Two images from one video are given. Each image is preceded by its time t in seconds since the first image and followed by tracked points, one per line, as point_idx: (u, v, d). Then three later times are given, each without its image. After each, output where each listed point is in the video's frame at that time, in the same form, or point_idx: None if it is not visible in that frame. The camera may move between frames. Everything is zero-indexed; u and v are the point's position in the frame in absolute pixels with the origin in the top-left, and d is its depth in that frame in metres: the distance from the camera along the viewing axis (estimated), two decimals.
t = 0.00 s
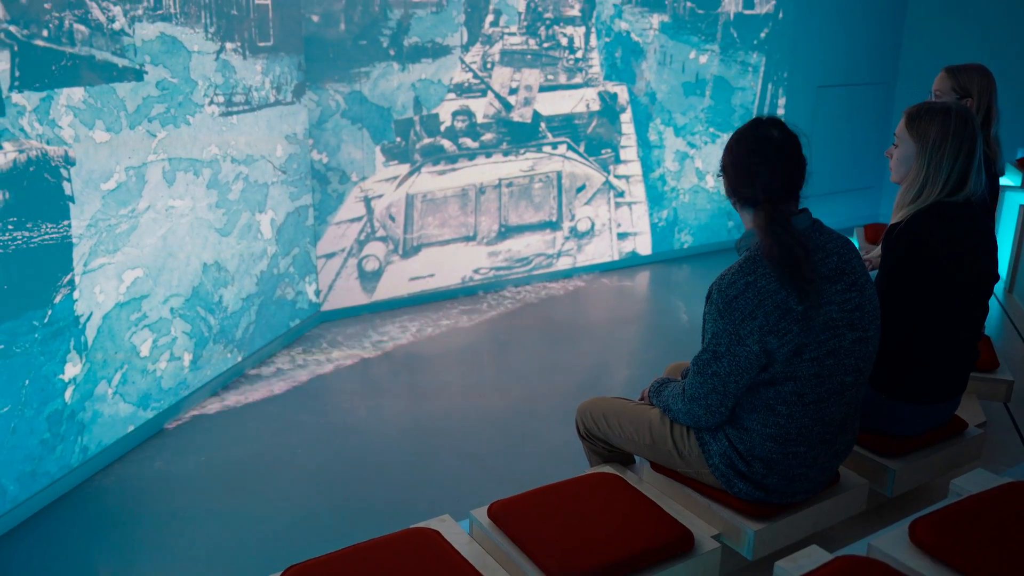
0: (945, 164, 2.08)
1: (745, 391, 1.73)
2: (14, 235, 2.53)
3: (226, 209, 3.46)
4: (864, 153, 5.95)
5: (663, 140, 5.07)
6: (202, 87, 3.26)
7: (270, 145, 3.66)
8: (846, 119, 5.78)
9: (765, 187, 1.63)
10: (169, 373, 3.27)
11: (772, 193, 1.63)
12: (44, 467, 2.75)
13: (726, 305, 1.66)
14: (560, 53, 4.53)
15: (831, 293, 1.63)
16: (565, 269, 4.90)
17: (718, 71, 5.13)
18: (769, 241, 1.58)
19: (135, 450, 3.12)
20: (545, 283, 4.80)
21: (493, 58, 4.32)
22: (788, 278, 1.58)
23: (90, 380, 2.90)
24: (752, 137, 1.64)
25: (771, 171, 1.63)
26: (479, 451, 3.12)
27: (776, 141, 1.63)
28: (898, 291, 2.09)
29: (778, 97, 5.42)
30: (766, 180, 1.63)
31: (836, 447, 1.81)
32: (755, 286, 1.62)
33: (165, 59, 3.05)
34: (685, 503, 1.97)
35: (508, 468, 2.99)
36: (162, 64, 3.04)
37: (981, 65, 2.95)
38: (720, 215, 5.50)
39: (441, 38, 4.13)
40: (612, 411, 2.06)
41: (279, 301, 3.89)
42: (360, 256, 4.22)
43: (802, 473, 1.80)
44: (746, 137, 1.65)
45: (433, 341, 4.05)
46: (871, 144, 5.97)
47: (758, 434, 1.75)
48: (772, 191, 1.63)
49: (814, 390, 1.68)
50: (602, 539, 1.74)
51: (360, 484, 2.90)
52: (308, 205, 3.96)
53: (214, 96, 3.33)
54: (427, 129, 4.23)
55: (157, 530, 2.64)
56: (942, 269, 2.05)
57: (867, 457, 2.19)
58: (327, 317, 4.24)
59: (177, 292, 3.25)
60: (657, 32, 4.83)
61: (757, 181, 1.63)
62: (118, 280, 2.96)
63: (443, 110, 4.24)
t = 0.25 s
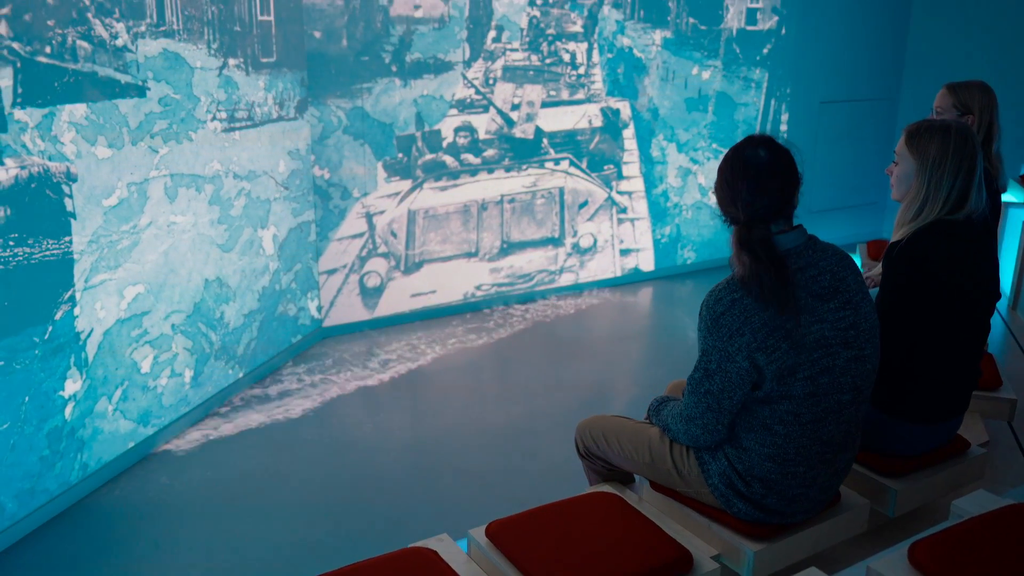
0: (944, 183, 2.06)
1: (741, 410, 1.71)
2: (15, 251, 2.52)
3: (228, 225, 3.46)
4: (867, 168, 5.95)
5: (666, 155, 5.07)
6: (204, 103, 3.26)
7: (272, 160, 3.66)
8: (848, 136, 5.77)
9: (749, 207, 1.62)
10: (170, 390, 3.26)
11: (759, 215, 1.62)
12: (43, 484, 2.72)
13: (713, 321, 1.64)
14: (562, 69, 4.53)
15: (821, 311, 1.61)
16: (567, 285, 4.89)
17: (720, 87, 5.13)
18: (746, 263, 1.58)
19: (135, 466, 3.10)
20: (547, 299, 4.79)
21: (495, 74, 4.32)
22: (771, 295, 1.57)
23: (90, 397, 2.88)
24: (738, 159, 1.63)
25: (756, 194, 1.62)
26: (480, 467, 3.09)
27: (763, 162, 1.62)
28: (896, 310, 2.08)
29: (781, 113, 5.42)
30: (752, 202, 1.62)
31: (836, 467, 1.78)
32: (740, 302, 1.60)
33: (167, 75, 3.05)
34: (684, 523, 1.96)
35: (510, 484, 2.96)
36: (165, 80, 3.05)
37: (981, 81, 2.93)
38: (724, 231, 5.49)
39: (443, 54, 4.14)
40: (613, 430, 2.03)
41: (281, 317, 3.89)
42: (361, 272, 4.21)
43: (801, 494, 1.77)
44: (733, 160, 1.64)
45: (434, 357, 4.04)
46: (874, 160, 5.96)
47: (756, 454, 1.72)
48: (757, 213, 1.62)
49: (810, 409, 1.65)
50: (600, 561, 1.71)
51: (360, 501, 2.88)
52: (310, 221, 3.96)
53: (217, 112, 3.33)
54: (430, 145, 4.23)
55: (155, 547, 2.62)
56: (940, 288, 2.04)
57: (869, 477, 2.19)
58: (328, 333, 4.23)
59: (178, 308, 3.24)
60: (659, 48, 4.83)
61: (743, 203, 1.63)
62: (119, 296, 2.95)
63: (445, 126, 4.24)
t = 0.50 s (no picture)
0: (948, 200, 2.05)
1: (745, 429, 1.69)
2: (20, 266, 2.53)
3: (233, 240, 3.46)
4: (873, 185, 5.94)
5: (671, 171, 5.07)
6: (210, 120, 3.28)
7: (277, 177, 3.68)
8: (853, 152, 5.77)
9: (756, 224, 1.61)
10: (174, 405, 3.25)
11: (763, 233, 1.60)
12: (46, 499, 2.72)
13: (721, 343, 1.62)
14: (567, 85, 4.55)
15: (827, 329, 1.59)
16: (572, 301, 4.88)
17: (726, 103, 5.13)
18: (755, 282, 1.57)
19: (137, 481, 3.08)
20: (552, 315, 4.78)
21: (500, 90, 4.34)
22: (779, 316, 1.55)
23: (94, 412, 2.87)
24: (744, 176, 1.61)
25: (760, 212, 1.59)
26: (483, 483, 3.07)
27: (767, 180, 1.60)
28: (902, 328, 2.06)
29: (787, 129, 5.42)
30: (756, 220, 1.60)
31: (841, 486, 1.75)
32: (748, 324, 1.59)
33: (173, 91, 3.07)
34: (687, 542, 1.94)
35: (513, 500, 2.94)
36: (171, 96, 3.06)
37: (987, 97, 2.92)
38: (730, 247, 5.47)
39: (448, 70, 4.15)
40: (616, 446, 2.01)
41: (286, 332, 3.89)
42: (365, 288, 4.22)
43: (806, 513, 1.74)
44: (736, 177, 1.62)
45: (437, 372, 4.03)
46: (880, 176, 5.95)
47: (759, 472, 1.70)
48: (761, 231, 1.60)
49: (814, 427, 1.63)
50: None
51: (362, 517, 2.86)
52: (315, 237, 3.97)
53: (222, 128, 3.34)
54: (434, 161, 4.24)
55: (157, 563, 2.60)
56: (946, 305, 2.02)
57: (873, 494, 2.17)
58: (333, 349, 4.23)
59: (183, 324, 3.24)
60: (664, 64, 4.84)
61: (745, 221, 1.61)
62: (124, 312, 2.95)
63: (449, 142, 4.25)
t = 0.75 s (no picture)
0: (953, 214, 2.04)
1: (754, 445, 1.67)
2: (27, 278, 2.54)
3: (239, 253, 3.47)
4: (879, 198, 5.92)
5: (676, 185, 5.07)
6: (217, 132, 3.29)
7: (284, 189, 3.69)
8: (858, 166, 5.76)
9: (777, 232, 1.64)
10: (179, 417, 3.25)
11: (789, 239, 1.65)
12: (50, 512, 2.71)
13: (734, 360, 1.61)
14: (572, 98, 4.56)
15: (838, 344, 1.59)
16: (577, 313, 4.87)
17: (731, 117, 5.13)
18: (788, 287, 1.55)
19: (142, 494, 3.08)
20: (557, 328, 4.78)
21: (505, 103, 4.35)
22: (797, 329, 1.55)
23: (99, 424, 2.88)
24: (767, 184, 1.65)
25: (789, 217, 1.64)
26: (487, 496, 3.05)
27: (792, 187, 1.65)
28: (909, 342, 2.04)
29: (792, 142, 5.42)
30: (784, 226, 1.64)
31: (847, 500, 1.74)
32: (762, 341, 1.58)
33: (180, 105, 3.08)
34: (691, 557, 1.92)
35: (517, 513, 2.92)
36: (178, 109, 3.08)
37: (991, 110, 2.91)
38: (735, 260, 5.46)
39: (453, 83, 4.17)
40: (620, 460, 2.01)
41: (292, 344, 3.89)
42: (370, 301, 4.22)
43: (812, 528, 1.72)
44: (760, 183, 1.65)
45: (442, 384, 4.03)
46: (886, 190, 5.94)
47: (766, 487, 1.69)
48: (787, 237, 1.65)
49: (822, 442, 1.62)
50: None
51: (365, 529, 2.85)
52: (321, 249, 3.97)
53: (229, 141, 3.36)
54: (439, 174, 4.25)
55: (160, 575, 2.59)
56: (953, 319, 2.01)
57: (879, 510, 2.15)
58: (337, 362, 4.23)
59: (188, 336, 3.24)
60: (669, 78, 4.85)
61: (773, 226, 1.64)
62: (129, 324, 2.95)
63: (455, 154, 4.26)
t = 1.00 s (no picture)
0: (956, 228, 2.05)
1: (757, 459, 1.66)
2: (33, 290, 2.55)
3: (245, 265, 3.48)
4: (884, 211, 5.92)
5: (681, 197, 5.07)
6: (223, 145, 3.31)
7: (289, 202, 3.70)
8: (864, 179, 5.76)
9: (781, 245, 1.64)
10: (183, 429, 3.26)
11: (794, 251, 1.65)
12: (54, 525, 2.71)
13: (737, 372, 1.61)
14: (577, 111, 4.57)
15: (842, 357, 1.58)
16: (582, 326, 4.87)
17: (736, 129, 5.14)
18: (794, 300, 1.55)
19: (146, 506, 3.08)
20: (561, 341, 4.77)
21: (510, 116, 4.36)
22: (802, 342, 1.54)
23: (104, 436, 2.88)
24: (771, 198, 1.65)
25: (795, 229, 1.64)
26: (492, 508, 3.04)
27: (795, 200, 1.65)
28: (914, 354, 2.03)
29: (797, 155, 5.42)
30: (790, 237, 1.64)
31: (852, 515, 1.72)
32: (766, 353, 1.57)
33: (187, 117, 3.10)
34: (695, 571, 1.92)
35: (521, 526, 2.91)
36: (185, 122, 3.09)
37: (994, 124, 2.91)
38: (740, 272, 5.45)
39: (458, 96, 4.19)
40: (625, 474, 2.01)
41: (297, 356, 3.90)
42: (375, 314, 4.23)
43: (815, 543, 1.70)
44: (765, 196, 1.64)
45: (446, 396, 4.03)
46: (891, 203, 5.93)
47: (769, 501, 1.67)
48: (792, 249, 1.65)
49: (826, 456, 1.61)
50: None
51: (369, 541, 2.84)
52: (326, 262, 3.98)
53: (235, 154, 3.37)
54: (444, 187, 4.26)
55: None
56: (957, 333, 1.99)
57: (884, 524, 2.14)
58: (342, 374, 4.24)
59: (193, 348, 3.25)
60: (674, 90, 4.86)
61: (778, 237, 1.64)
62: (135, 336, 2.96)
63: (459, 167, 4.28)
